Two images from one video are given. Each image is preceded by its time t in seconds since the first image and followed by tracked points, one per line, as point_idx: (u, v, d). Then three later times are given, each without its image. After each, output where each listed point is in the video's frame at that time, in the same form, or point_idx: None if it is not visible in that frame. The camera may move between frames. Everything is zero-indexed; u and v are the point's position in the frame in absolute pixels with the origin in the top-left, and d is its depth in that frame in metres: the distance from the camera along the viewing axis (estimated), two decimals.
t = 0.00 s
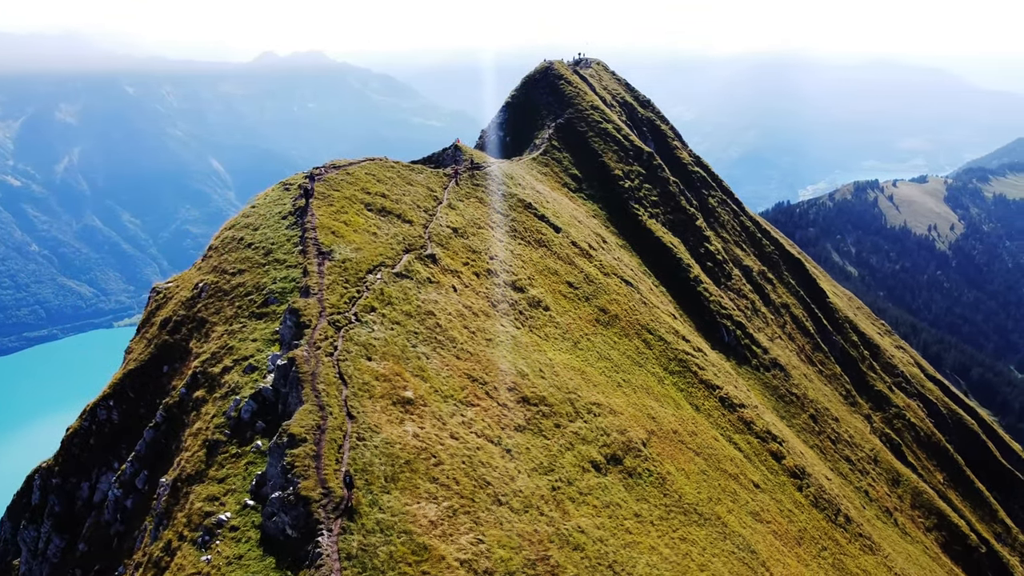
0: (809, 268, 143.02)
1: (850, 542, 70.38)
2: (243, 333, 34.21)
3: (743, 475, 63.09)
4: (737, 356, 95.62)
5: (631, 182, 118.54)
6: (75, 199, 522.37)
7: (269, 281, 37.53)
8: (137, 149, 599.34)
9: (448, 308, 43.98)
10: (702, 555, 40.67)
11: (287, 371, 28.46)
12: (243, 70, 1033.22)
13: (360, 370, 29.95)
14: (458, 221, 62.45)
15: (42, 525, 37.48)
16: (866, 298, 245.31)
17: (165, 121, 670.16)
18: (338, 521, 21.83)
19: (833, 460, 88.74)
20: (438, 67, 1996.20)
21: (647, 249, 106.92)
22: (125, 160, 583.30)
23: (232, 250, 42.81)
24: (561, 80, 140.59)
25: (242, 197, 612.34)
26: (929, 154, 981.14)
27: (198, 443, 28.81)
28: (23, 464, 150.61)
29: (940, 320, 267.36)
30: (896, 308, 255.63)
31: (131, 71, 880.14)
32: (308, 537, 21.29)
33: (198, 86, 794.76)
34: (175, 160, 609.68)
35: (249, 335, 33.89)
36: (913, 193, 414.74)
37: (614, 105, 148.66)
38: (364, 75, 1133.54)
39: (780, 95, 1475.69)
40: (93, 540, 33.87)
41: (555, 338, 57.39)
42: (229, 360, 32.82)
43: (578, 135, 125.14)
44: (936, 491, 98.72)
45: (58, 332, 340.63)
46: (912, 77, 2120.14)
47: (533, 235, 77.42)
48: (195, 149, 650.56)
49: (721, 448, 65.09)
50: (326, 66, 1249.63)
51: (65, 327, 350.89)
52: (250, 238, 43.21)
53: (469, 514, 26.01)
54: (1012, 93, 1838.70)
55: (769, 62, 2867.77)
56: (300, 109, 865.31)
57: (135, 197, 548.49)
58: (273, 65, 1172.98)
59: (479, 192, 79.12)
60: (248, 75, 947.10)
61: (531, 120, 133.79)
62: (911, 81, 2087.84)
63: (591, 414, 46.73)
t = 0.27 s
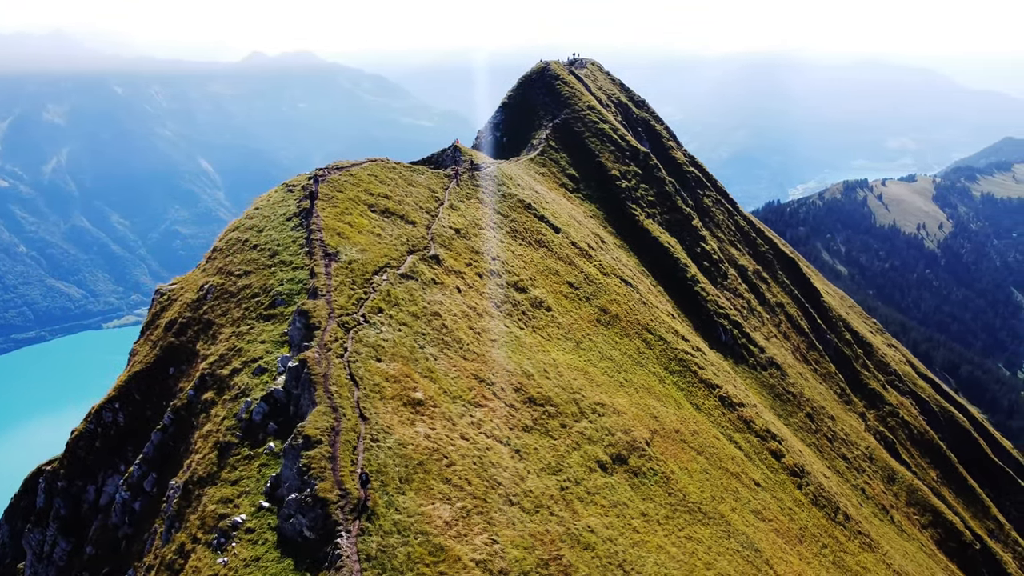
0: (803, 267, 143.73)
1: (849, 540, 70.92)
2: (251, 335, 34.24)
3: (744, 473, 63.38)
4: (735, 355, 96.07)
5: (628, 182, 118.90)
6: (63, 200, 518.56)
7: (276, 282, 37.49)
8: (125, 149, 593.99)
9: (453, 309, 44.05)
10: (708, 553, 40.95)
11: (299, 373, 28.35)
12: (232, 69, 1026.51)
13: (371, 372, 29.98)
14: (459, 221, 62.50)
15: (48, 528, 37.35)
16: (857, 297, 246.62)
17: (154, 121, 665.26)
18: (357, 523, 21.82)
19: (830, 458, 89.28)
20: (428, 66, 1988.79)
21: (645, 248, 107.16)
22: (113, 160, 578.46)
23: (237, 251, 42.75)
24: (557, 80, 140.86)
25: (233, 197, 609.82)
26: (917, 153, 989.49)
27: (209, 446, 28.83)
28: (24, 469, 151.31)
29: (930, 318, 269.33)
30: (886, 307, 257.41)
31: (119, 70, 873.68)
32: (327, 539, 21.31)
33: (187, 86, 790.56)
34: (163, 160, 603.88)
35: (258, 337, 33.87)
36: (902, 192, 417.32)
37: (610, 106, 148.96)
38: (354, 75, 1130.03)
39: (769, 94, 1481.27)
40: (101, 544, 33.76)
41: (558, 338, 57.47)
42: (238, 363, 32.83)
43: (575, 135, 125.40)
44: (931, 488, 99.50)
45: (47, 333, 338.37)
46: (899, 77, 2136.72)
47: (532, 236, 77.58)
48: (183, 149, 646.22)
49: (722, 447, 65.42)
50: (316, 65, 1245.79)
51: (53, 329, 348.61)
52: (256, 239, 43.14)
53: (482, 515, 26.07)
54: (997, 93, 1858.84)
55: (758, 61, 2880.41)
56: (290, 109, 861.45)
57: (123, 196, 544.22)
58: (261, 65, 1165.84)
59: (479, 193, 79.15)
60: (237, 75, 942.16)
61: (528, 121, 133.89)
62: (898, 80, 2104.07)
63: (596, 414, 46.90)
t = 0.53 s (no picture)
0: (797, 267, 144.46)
1: (848, 537, 71.51)
2: (260, 336, 34.21)
3: (745, 473, 63.60)
4: (733, 355, 96.42)
5: (625, 182, 119.22)
6: (51, 201, 514.65)
7: (283, 284, 37.49)
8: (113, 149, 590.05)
9: (458, 310, 44.15)
10: (713, 552, 41.23)
11: (310, 374, 28.41)
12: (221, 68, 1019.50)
13: (381, 373, 30.04)
14: (461, 222, 62.56)
15: (54, 531, 37.35)
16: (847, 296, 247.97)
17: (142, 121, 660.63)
18: (375, 521, 21.95)
19: (827, 456, 89.74)
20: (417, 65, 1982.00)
21: (642, 248, 107.47)
22: (101, 161, 574.42)
23: (242, 253, 42.65)
24: (554, 81, 141.13)
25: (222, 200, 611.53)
26: (905, 151, 993.45)
27: (219, 449, 28.83)
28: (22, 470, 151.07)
29: (919, 317, 270.65)
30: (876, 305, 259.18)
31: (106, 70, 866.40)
32: (346, 540, 21.36)
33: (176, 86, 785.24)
34: (150, 161, 601.98)
35: (266, 339, 33.88)
36: (891, 191, 420.01)
37: (605, 106, 149.26)
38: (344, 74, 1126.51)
39: (758, 93, 1486.13)
40: (109, 545, 33.64)
41: (561, 338, 57.64)
42: (247, 364, 32.81)
43: (571, 135, 125.75)
44: (925, 487, 100.17)
45: (35, 335, 334.47)
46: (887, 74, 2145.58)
47: (533, 236, 77.73)
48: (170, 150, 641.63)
49: (723, 445, 65.74)
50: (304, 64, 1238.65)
51: (41, 331, 345.22)
52: (261, 241, 43.12)
53: (496, 515, 26.22)
54: (985, 92, 1871.76)
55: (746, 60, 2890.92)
56: (280, 108, 857.95)
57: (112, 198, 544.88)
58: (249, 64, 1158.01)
59: (480, 194, 79.06)
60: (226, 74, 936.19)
61: (525, 121, 134.01)
62: (888, 78, 2110.57)
63: (600, 414, 47.13)
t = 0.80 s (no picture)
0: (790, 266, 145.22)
1: (847, 535, 72.10)
2: (267, 339, 34.26)
3: (746, 471, 63.95)
4: (730, 354, 96.88)
5: (621, 183, 119.62)
6: (39, 203, 510.38)
7: (290, 286, 37.50)
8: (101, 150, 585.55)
9: (463, 310, 44.27)
10: (718, 551, 41.56)
11: (322, 376, 28.44)
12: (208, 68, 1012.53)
13: (392, 375, 30.09)
14: (462, 223, 62.69)
15: (60, 534, 37.27)
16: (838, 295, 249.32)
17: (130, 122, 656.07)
18: (394, 522, 21.98)
19: (823, 454, 90.30)
20: (405, 65, 1975.88)
21: (639, 248, 107.81)
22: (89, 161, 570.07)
23: (247, 256, 42.57)
24: (549, 82, 141.34)
25: (211, 201, 609.27)
26: (893, 150, 999.54)
27: (230, 452, 28.81)
28: (23, 472, 151.13)
29: (908, 315, 272.29)
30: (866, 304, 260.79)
31: (92, 70, 857.53)
32: (364, 542, 21.39)
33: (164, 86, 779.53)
34: (139, 161, 598.02)
35: (275, 341, 33.88)
36: (880, 190, 422.91)
37: (600, 106, 149.52)
38: (333, 75, 1122.24)
39: (747, 93, 1491.80)
40: (116, 548, 33.48)
41: (563, 339, 57.75)
42: (256, 366, 32.80)
43: (568, 136, 126.07)
44: (919, 484, 100.91)
45: (22, 336, 330.76)
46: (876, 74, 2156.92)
47: (533, 237, 77.88)
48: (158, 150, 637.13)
49: (724, 445, 66.05)
50: (292, 63, 1230.91)
51: (29, 332, 341.83)
52: (266, 243, 43.08)
53: (509, 516, 26.33)
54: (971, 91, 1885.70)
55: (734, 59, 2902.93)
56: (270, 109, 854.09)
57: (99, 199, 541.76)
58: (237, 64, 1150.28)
59: (480, 195, 79.13)
60: (214, 73, 929.33)
61: (521, 122, 134.21)
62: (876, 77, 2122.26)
63: (605, 414, 47.31)
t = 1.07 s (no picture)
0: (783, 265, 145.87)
1: (847, 533, 72.57)
2: (276, 340, 34.30)
3: (747, 470, 64.24)
4: (728, 354, 97.34)
5: (618, 183, 119.94)
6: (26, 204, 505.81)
7: (297, 288, 37.55)
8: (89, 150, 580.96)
9: (467, 310, 44.29)
10: (724, 550, 41.78)
11: (334, 378, 28.48)
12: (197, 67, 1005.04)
13: (402, 376, 30.21)
14: (464, 225, 62.69)
15: (66, 537, 37.20)
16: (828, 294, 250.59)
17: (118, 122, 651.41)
18: (413, 523, 21.98)
19: (820, 453, 90.72)
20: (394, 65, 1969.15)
21: (637, 248, 108.10)
22: (76, 162, 565.71)
23: (252, 257, 42.54)
24: (546, 82, 141.39)
25: (200, 201, 605.32)
26: (881, 150, 1005.79)
27: (242, 454, 28.83)
28: (24, 472, 152.52)
29: (897, 313, 273.87)
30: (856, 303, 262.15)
31: (78, 70, 849.86)
32: (383, 544, 21.43)
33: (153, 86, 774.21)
34: (127, 162, 593.71)
35: (283, 342, 33.92)
36: (870, 189, 424.88)
37: (595, 107, 149.70)
38: (322, 74, 1117.04)
39: (736, 92, 1495.37)
40: (125, 551, 33.34)
41: (564, 339, 57.82)
42: (265, 368, 32.81)
43: (565, 136, 126.23)
44: (914, 481, 101.59)
45: (9, 338, 326.94)
46: (865, 73, 2169.15)
47: (533, 237, 78.05)
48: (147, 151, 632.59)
49: (725, 444, 66.36)
50: (281, 64, 1225.33)
51: (16, 334, 338.36)
52: (271, 244, 43.09)
53: (522, 516, 26.43)
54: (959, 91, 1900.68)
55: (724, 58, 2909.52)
56: (259, 108, 849.71)
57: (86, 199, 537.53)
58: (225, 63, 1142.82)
59: (480, 195, 79.11)
60: (203, 74, 923.44)
61: (518, 121, 134.24)
62: (865, 76, 2133.89)
63: (609, 414, 47.60)
